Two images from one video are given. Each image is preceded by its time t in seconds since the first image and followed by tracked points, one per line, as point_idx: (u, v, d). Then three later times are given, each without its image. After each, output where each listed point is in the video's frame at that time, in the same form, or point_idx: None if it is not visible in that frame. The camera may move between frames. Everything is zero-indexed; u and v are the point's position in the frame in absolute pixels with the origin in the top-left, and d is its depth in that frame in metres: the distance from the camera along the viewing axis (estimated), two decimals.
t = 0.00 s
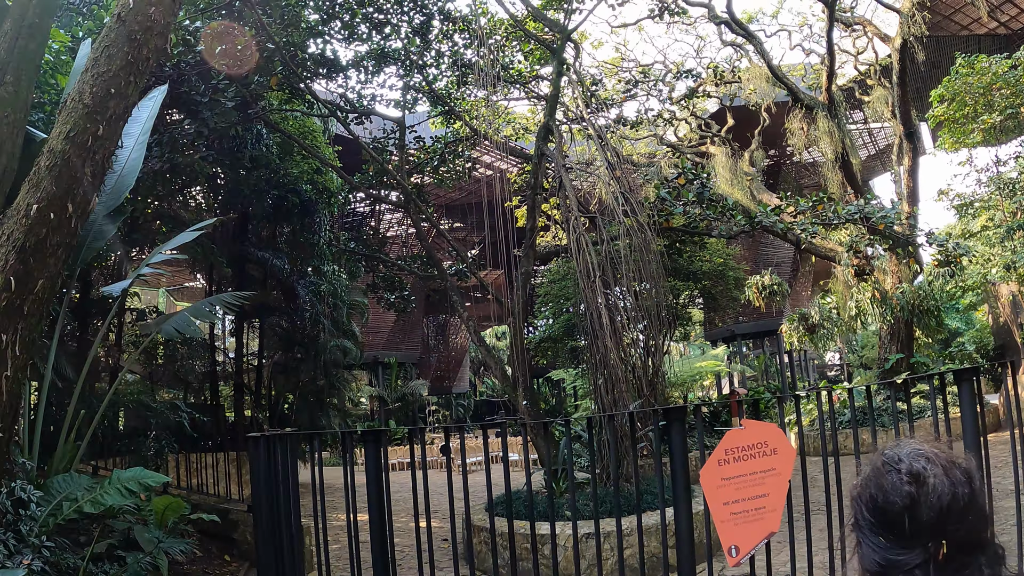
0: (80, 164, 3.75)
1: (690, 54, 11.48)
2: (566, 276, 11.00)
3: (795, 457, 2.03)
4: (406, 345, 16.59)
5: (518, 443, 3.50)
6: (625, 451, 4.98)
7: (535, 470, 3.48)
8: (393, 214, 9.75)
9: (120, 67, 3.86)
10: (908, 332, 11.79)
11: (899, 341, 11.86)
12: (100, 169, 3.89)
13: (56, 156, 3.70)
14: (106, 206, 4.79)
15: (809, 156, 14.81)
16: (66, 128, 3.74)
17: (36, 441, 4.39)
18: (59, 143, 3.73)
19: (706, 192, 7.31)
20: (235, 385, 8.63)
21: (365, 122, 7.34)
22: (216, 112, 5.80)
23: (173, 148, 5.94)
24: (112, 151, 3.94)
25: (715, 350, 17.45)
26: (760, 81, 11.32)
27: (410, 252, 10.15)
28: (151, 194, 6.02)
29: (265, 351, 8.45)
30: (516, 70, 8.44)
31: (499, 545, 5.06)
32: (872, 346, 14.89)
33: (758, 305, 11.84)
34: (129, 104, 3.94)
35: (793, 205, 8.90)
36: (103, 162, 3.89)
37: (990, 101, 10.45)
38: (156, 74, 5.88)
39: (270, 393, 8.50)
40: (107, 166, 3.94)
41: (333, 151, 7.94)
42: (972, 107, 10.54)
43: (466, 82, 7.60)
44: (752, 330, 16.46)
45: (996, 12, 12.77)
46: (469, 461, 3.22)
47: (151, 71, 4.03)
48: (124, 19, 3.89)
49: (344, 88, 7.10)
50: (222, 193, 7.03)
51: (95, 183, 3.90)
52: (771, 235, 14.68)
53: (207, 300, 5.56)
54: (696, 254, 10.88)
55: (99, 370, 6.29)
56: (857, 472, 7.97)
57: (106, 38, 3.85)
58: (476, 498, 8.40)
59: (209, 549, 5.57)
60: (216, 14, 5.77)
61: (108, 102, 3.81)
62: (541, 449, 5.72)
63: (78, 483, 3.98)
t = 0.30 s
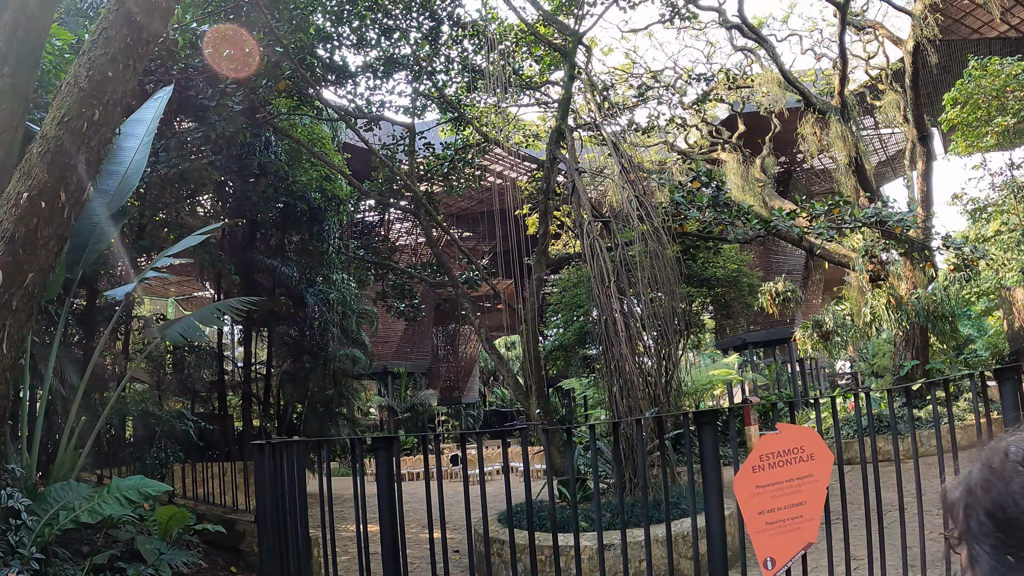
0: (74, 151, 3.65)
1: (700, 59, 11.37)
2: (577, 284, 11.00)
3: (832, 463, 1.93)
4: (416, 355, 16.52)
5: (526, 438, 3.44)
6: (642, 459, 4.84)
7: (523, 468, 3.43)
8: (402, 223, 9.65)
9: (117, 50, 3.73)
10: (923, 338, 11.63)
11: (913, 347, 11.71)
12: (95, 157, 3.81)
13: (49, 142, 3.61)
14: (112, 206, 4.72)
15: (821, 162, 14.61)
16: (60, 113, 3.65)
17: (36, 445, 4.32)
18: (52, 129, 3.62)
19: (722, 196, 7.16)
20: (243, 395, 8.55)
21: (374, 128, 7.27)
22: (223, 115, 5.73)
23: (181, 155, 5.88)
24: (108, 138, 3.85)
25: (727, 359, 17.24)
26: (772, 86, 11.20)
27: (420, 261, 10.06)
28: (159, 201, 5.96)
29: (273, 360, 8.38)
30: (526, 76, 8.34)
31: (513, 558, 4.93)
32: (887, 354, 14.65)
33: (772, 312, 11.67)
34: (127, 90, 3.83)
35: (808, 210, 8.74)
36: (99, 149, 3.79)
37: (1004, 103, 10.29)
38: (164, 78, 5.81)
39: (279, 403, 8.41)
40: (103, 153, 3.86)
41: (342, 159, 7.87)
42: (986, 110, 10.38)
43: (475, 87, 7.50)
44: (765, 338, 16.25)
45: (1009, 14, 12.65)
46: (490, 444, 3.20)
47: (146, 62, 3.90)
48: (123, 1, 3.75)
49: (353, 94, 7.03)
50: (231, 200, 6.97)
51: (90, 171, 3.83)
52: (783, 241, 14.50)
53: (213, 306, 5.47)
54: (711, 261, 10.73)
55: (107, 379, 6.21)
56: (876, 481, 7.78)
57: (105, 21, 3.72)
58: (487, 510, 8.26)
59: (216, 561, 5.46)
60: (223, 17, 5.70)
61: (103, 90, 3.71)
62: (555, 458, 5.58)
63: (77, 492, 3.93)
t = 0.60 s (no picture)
0: (68, 140, 3.24)
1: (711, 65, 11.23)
2: (589, 293, 11.05)
3: (872, 472, 1.84)
4: (425, 365, 16.42)
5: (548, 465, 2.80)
6: (659, 468, 4.72)
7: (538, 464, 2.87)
8: (411, 232, 9.57)
9: (116, 37, 3.37)
10: (938, 344, 11.13)
11: (928, 354, 11.19)
12: (92, 150, 3.41)
13: (41, 132, 3.21)
14: (116, 210, 4.67)
15: (833, 169, 14.45)
16: (53, 100, 3.26)
17: (34, 448, 4.25)
18: (45, 118, 3.24)
19: (737, 201, 7.02)
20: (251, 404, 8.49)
21: (382, 136, 7.20)
22: (231, 122, 5.67)
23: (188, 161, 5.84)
24: (106, 129, 3.44)
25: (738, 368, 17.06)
26: (783, 91, 11.07)
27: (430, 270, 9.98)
28: (167, 209, 5.92)
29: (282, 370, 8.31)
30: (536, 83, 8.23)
31: (528, 571, 4.80)
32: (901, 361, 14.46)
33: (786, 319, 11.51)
34: (128, 77, 3.47)
35: (824, 215, 8.58)
36: (96, 141, 3.39)
37: (1019, 106, 10.14)
38: (171, 83, 5.76)
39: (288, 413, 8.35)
40: (100, 147, 3.46)
41: (351, 167, 7.80)
42: (999, 113, 10.22)
43: (485, 94, 7.44)
44: (776, 347, 16.06)
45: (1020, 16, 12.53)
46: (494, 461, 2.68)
47: (146, 48, 3.51)
48: None
49: (362, 101, 6.96)
50: (239, 209, 6.92)
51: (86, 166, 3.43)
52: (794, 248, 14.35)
53: (219, 314, 5.39)
54: (725, 268, 10.63)
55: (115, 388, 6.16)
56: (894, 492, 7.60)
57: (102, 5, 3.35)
58: (499, 521, 8.13)
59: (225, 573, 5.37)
60: (231, 21, 5.58)
61: (100, 74, 3.32)
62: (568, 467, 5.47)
63: (76, 503, 3.87)
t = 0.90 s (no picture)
0: (64, 126, 3.08)
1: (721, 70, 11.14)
2: (599, 301, 10.95)
3: (910, 474, 1.79)
4: (435, 375, 16.36)
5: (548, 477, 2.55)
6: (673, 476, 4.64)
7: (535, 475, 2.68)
8: (420, 240, 9.53)
9: (113, 21, 3.22)
10: (953, 351, 10.71)
11: (943, 360, 10.81)
12: (88, 140, 3.24)
13: (35, 118, 3.06)
14: (120, 213, 4.65)
15: (844, 175, 14.28)
16: (49, 84, 3.11)
17: (36, 452, 4.20)
18: (40, 103, 3.08)
19: (751, 205, 6.86)
20: (260, 413, 8.46)
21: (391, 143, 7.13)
22: (239, 128, 5.64)
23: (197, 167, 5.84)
24: (103, 118, 3.28)
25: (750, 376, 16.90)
26: (793, 95, 10.96)
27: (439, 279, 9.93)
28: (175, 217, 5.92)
29: (290, 379, 8.25)
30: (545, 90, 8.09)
31: None
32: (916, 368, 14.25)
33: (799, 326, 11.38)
34: (127, 62, 3.31)
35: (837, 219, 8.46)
36: (92, 131, 3.23)
37: None
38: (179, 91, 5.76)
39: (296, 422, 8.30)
40: (97, 138, 3.30)
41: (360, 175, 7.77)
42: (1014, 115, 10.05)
43: (494, 101, 7.32)
44: (787, 355, 15.90)
45: None
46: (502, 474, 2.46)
47: (147, 37, 3.38)
48: None
49: (370, 108, 6.92)
50: (247, 217, 6.88)
51: (83, 157, 3.26)
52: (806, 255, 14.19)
53: (226, 320, 5.36)
54: (739, 273, 10.60)
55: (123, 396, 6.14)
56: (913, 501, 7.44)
57: None
58: (510, 531, 8.02)
59: None
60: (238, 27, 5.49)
61: (97, 58, 3.17)
62: (581, 476, 5.38)
63: (77, 512, 3.82)
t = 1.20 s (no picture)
0: (55, 109, 3.14)
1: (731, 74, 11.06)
2: (610, 307, 10.85)
3: (949, 479, 1.75)
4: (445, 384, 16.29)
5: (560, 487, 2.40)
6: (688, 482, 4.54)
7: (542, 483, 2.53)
8: (429, 248, 9.48)
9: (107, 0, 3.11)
10: (968, 356, 10.40)
11: (958, 365, 10.49)
12: (82, 123, 3.29)
13: (28, 100, 3.11)
14: (122, 216, 4.61)
15: (855, 180, 14.11)
16: (42, 66, 3.11)
17: (37, 456, 4.17)
18: (33, 85, 3.12)
19: (766, 207, 6.74)
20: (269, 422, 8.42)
21: (400, 150, 7.06)
22: (247, 133, 5.63)
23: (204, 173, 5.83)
24: (98, 101, 3.28)
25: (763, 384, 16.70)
26: (804, 99, 10.86)
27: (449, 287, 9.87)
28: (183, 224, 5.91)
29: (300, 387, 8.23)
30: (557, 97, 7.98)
31: None
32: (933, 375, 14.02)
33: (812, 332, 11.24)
34: (126, 44, 3.24)
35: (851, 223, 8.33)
36: (86, 113, 3.26)
37: None
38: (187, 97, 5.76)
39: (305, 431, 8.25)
40: (92, 120, 3.35)
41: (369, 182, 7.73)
42: None
43: (504, 107, 7.24)
44: (800, 362, 15.72)
45: None
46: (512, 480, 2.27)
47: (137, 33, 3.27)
48: None
49: (379, 114, 6.88)
50: (256, 224, 6.86)
51: (77, 139, 3.32)
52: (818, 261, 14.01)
53: (232, 325, 5.27)
54: (752, 278, 10.47)
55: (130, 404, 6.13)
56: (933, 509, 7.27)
57: None
58: (522, 542, 7.90)
59: None
60: (244, 31, 5.41)
61: (89, 44, 3.11)
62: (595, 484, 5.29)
63: (75, 521, 3.80)
